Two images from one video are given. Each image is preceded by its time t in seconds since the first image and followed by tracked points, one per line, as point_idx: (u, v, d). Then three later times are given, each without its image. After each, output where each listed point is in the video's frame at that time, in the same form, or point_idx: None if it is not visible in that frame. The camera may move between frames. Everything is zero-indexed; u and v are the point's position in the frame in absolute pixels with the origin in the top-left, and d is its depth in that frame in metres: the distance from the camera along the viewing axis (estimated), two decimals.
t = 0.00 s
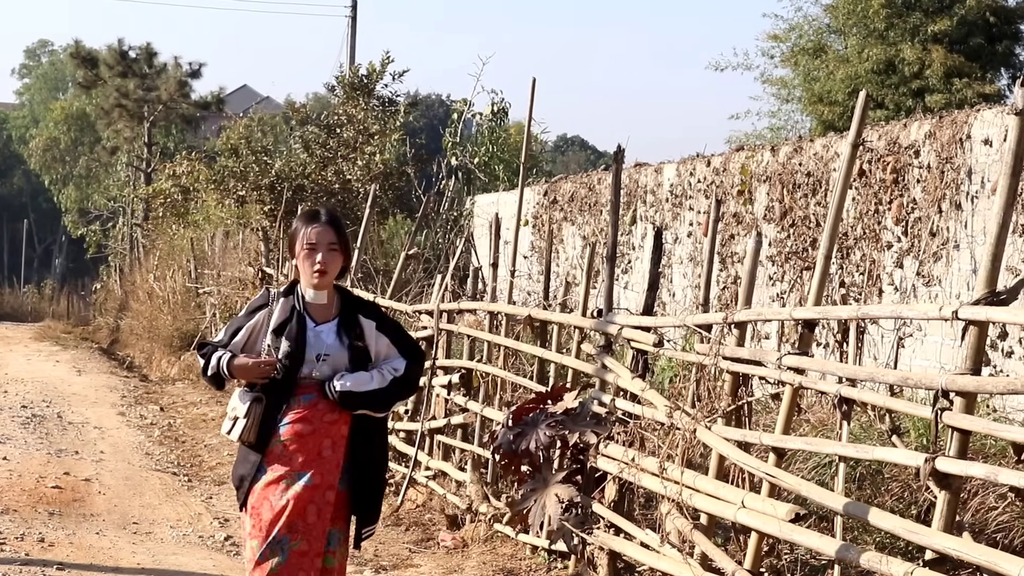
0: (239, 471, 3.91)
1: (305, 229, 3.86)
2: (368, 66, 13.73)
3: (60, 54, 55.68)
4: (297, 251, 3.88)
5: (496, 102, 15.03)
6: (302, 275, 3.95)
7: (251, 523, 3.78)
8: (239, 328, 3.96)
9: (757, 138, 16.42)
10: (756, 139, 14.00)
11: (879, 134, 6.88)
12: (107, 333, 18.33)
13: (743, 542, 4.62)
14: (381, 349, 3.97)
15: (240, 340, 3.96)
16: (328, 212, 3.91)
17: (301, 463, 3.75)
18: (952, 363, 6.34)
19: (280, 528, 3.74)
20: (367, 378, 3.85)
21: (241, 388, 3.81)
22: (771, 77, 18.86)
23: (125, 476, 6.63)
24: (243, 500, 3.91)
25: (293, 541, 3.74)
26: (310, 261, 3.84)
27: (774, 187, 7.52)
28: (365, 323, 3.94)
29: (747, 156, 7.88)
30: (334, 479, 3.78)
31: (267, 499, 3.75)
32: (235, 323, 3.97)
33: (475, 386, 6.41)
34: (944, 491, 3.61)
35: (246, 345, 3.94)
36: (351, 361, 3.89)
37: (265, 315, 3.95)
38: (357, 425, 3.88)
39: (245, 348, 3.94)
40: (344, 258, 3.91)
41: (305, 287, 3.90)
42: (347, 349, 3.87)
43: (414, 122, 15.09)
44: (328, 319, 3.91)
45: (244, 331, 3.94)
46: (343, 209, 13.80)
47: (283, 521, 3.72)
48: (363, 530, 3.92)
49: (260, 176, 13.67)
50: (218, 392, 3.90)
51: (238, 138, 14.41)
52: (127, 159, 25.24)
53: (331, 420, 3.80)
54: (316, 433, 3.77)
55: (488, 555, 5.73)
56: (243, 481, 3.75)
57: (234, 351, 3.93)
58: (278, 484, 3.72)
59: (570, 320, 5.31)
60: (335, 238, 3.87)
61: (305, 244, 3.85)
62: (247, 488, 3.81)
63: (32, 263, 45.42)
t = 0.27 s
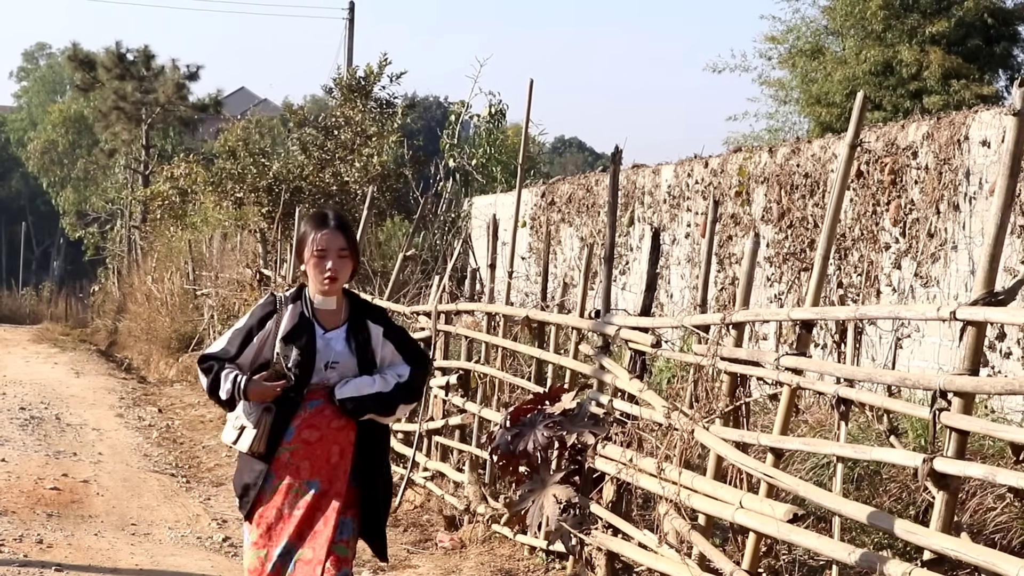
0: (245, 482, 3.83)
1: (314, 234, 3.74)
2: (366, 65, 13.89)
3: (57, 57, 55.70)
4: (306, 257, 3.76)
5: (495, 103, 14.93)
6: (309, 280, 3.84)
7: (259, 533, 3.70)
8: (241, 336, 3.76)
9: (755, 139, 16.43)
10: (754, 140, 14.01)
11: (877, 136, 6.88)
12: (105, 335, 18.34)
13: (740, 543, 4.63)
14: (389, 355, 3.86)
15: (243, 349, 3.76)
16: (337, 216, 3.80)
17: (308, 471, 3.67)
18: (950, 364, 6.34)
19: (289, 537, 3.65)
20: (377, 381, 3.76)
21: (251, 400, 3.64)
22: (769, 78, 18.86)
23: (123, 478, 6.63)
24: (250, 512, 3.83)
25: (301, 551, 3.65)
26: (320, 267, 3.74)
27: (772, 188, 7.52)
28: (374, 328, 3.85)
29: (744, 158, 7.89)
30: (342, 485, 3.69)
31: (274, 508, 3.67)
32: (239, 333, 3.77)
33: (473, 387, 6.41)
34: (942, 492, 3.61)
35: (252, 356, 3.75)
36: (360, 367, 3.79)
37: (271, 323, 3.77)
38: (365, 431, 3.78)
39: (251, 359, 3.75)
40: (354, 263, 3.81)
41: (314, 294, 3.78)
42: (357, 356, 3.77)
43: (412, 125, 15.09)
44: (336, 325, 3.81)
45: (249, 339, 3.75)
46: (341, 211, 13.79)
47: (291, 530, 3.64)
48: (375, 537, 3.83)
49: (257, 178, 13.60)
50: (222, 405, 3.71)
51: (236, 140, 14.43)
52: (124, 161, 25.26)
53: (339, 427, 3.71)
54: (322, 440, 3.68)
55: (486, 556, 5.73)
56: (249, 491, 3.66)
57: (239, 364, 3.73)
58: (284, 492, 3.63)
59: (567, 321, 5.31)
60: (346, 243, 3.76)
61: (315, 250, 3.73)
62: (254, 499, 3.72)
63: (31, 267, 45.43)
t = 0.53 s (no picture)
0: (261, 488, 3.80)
1: (337, 237, 3.72)
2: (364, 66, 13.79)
3: (56, 57, 55.76)
4: (328, 259, 3.74)
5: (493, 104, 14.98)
6: (330, 285, 3.81)
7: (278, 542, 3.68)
8: (262, 344, 3.71)
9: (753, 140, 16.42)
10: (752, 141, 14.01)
11: (876, 136, 6.87)
12: (104, 336, 18.35)
13: (738, 544, 4.63)
14: (407, 362, 3.83)
15: (264, 358, 3.71)
16: (359, 220, 3.78)
17: (330, 480, 3.65)
18: (949, 365, 6.34)
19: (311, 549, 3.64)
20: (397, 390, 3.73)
21: (272, 411, 3.60)
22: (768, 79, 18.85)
23: (122, 479, 6.63)
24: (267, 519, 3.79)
25: (323, 559, 3.65)
26: (342, 270, 3.70)
27: (770, 189, 7.51)
28: (395, 336, 3.81)
29: (743, 159, 7.88)
30: (363, 494, 3.68)
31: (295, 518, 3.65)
32: (259, 340, 3.72)
33: (472, 388, 6.41)
34: (940, 493, 3.61)
35: (274, 364, 3.70)
36: (380, 374, 3.76)
37: (292, 329, 3.72)
38: (383, 438, 3.76)
39: (271, 367, 3.71)
40: (377, 268, 3.78)
41: (336, 298, 3.75)
42: (379, 363, 3.73)
43: (411, 126, 15.08)
44: (358, 332, 3.78)
45: (270, 347, 3.71)
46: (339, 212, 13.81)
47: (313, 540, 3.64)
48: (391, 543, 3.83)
49: (256, 179, 13.62)
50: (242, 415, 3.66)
51: (235, 141, 14.40)
52: (123, 162, 25.28)
53: (360, 435, 3.69)
54: (344, 449, 3.66)
55: (485, 557, 5.74)
56: (269, 502, 3.64)
57: (260, 373, 3.69)
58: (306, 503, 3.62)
59: (566, 322, 5.31)
60: (369, 247, 3.74)
61: (338, 253, 3.71)
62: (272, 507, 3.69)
63: (30, 267, 45.44)
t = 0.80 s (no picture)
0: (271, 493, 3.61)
1: (350, 233, 3.54)
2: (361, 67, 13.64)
3: (54, 56, 55.75)
4: (340, 256, 3.56)
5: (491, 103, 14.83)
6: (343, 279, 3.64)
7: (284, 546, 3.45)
8: (273, 338, 3.58)
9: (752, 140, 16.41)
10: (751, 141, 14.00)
11: (874, 136, 6.87)
12: (102, 336, 18.36)
13: (736, 543, 4.64)
14: (422, 358, 3.65)
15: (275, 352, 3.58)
16: (374, 214, 3.60)
17: (339, 480, 3.43)
18: (947, 365, 6.34)
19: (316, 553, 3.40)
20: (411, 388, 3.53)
21: (279, 407, 3.45)
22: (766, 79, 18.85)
23: (120, 478, 6.63)
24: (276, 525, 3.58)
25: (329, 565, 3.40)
26: (354, 268, 3.53)
27: (769, 189, 7.52)
28: (410, 331, 3.65)
29: (741, 159, 7.88)
30: (374, 497, 3.45)
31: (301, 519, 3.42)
32: (271, 334, 3.59)
33: (470, 388, 6.43)
34: (938, 492, 3.62)
35: (285, 359, 3.57)
36: (394, 372, 3.58)
37: (304, 324, 3.59)
38: (397, 440, 3.55)
39: (282, 362, 3.58)
40: (392, 264, 3.61)
41: (348, 294, 3.58)
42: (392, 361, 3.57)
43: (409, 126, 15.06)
44: (372, 327, 3.62)
45: (280, 342, 3.57)
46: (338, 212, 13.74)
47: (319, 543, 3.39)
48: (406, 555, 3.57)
49: (255, 179, 13.70)
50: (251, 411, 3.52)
51: (233, 140, 14.37)
52: (121, 162, 25.29)
53: (373, 435, 3.48)
54: (355, 447, 3.46)
55: (483, 556, 5.74)
56: (275, 501, 3.44)
57: (271, 367, 3.56)
58: (313, 503, 3.40)
59: (563, 322, 5.31)
60: (383, 243, 3.56)
61: (351, 249, 3.53)
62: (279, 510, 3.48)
63: (27, 267, 45.43)
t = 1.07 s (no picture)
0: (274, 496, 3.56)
1: (351, 237, 3.43)
2: (359, 64, 13.86)
3: (50, 56, 55.76)
4: (342, 259, 3.45)
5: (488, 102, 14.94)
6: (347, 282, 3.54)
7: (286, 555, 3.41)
8: (277, 343, 3.52)
9: (749, 138, 16.43)
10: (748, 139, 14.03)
11: (870, 134, 6.88)
12: (99, 335, 18.38)
13: (734, 541, 4.65)
14: (427, 363, 3.53)
15: (280, 359, 3.53)
16: (377, 216, 3.49)
17: (342, 491, 3.37)
18: (944, 363, 6.35)
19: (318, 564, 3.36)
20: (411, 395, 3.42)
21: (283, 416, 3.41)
22: (763, 77, 18.87)
23: (117, 477, 6.63)
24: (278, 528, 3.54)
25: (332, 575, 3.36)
26: (355, 273, 3.42)
27: (765, 186, 7.52)
28: (414, 336, 3.52)
29: (738, 156, 7.89)
30: (378, 507, 3.40)
31: (303, 529, 3.37)
32: (276, 339, 3.53)
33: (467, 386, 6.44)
34: (934, 490, 3.63)
35: (289, 364, 3.51)
36: (397, 378, 3.48)
37: (307, 329, 3.51)
38: (400, 447, 3.47)
39: (288, 368, 3.52)
40: (395, 268, 3.49)
41: (351, 298, 3.48)
42: (395, 366, 3.46)
43: (406, 124, 15.07)
44: (376, 332, 3.50)
45: (284, 348, 3.51)
46: (335, 211, 13.72)
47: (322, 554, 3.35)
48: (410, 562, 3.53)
49: (252, 177, 13.68)
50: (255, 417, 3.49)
51: (230, 139, 14.37)
52: (118, 161, 25.31)
53: (376, 442, 3.41)
54: (359, 457, 3.39)
55: (480, 555, 5.75)
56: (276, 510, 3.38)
57: (276, 373, 3.51)
58: (315, 513, 3.35)
59: (561, 320, 5.31)
60: (385, 247, 3.44)
61: (352, 253, 3.42)
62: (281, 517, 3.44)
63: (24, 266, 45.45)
